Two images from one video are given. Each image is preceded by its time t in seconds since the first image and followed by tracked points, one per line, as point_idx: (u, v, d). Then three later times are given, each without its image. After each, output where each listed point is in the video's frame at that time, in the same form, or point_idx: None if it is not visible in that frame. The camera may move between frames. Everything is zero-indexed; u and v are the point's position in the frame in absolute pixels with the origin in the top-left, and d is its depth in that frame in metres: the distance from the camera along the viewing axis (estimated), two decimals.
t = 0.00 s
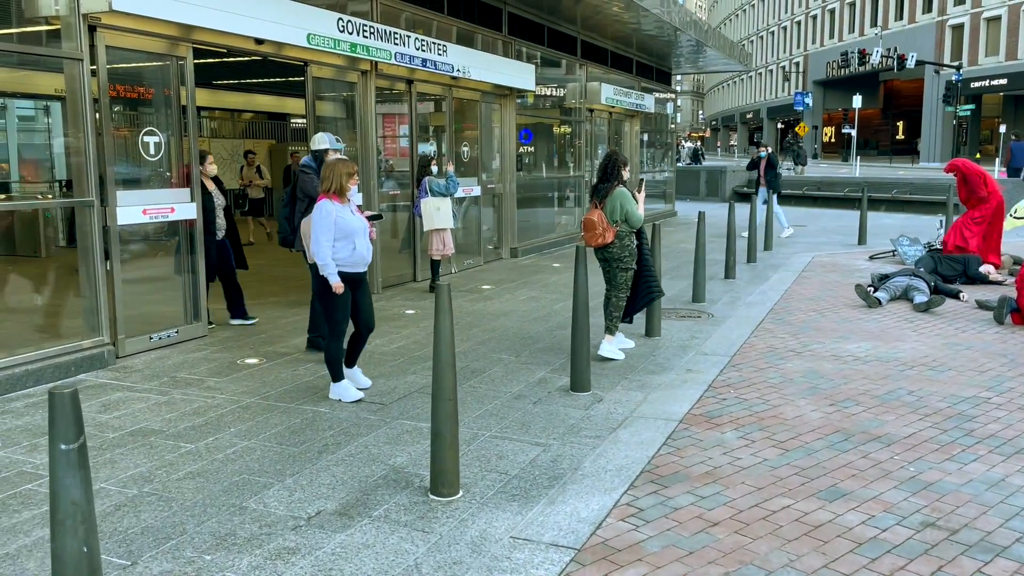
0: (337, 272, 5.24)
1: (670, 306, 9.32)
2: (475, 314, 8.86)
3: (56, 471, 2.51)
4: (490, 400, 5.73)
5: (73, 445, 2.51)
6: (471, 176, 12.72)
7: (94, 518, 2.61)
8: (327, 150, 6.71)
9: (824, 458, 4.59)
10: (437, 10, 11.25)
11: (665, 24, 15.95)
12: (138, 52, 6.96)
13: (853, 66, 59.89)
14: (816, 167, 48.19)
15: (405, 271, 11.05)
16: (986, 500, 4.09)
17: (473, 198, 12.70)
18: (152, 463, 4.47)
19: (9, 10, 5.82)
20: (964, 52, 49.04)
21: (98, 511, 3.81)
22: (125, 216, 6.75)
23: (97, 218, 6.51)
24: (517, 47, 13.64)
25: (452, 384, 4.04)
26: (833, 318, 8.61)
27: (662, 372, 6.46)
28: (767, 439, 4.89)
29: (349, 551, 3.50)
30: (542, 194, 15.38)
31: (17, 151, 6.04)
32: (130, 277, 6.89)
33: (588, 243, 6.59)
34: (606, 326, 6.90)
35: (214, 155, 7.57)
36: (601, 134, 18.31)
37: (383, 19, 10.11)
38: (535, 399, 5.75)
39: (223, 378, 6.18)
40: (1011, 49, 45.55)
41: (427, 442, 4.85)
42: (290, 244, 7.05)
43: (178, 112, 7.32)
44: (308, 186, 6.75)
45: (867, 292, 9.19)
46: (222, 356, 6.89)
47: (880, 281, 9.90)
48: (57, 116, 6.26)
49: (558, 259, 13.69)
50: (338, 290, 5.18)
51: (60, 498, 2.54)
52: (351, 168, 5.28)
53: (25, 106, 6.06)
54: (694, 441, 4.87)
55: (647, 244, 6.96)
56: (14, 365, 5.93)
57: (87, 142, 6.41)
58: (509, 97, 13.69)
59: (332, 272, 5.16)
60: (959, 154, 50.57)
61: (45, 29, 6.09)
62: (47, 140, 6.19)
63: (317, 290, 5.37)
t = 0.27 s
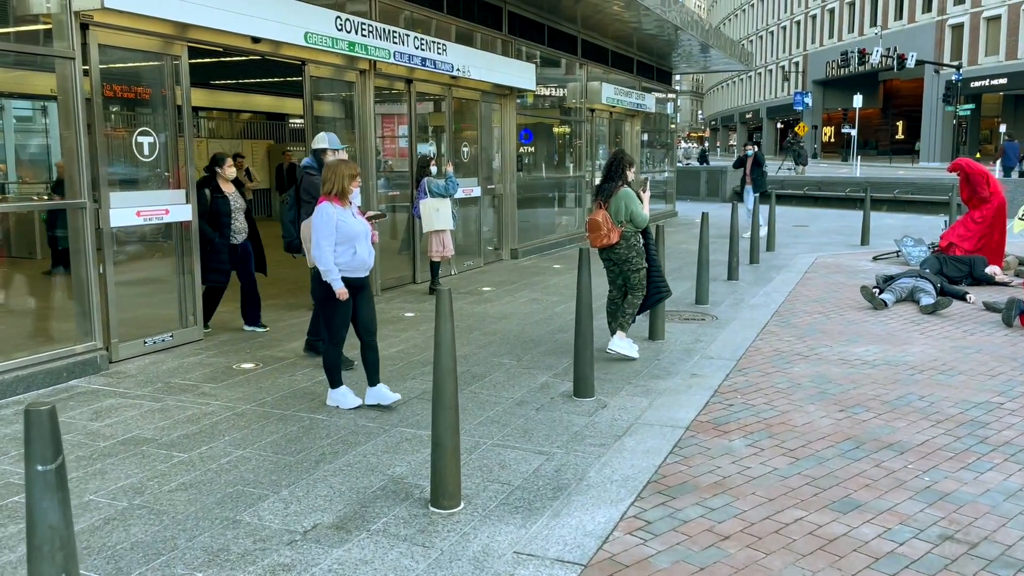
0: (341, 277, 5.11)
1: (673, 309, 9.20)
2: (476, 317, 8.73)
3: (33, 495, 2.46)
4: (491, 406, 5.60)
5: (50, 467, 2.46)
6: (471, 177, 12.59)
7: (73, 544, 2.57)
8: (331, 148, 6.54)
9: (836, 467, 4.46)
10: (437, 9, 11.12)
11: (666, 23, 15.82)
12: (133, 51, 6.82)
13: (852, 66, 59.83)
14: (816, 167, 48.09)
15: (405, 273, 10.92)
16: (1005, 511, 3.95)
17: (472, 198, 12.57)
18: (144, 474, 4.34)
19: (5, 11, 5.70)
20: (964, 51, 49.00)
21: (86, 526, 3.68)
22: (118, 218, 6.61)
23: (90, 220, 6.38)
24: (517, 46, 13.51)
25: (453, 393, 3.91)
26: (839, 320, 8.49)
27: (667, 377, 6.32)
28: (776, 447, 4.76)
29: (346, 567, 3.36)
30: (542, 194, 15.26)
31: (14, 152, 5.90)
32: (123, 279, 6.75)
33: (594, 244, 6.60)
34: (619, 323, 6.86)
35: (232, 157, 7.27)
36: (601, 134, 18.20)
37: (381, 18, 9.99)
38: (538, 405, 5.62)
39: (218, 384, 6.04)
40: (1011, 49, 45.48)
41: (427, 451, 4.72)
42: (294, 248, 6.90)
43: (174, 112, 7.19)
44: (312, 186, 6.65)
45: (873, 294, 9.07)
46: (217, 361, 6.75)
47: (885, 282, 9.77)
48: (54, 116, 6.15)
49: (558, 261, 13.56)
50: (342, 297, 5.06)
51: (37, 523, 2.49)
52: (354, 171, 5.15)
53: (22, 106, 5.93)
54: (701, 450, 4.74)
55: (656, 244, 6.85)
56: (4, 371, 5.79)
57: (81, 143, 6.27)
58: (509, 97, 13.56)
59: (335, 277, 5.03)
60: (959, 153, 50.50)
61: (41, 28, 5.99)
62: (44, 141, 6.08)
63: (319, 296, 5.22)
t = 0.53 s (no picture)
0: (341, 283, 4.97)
1: (673, 311, 9.08)
2: (473, 320, 8.61)
3: (4, 523, 2.41)
4: (489, 413, 5.48)
5: (20, 492, 2.42)
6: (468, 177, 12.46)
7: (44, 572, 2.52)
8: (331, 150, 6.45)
9: (843, 477, 4.34)
10: (433, 7, 10.99)
11: (663, 22, 15.70)
12: (123, 49, 6.69)
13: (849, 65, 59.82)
14: (813, 166, 48.03)
15: (400, 275, 10.79)
16: (1018, 524, 3.83)
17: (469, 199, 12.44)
18: (131, 486, 4.21)
19: None
20: (960, 51, 49.00)
21: (69, 542, 3.55)
22: (107, 220, 6.47)
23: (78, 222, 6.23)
24: (514, 45, 13.38)
25: (450, 402, 3.78)
26: (840, 323, 8.37)
27: (668, 382, 6.20)
28: (781, 456, 4.64)
29: None
30: (540, 194, 15.13)
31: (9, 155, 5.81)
32: (113, 282, 6.61)
33: (597, 246, 6.49)
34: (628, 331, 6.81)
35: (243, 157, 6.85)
36: (599, 133, 18.08)
37: (377, 16, 9.85)
38: (536, 412, 5.50)
39: (210, 390, 5.91)
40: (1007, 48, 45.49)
41: (423, 460, 4.59)
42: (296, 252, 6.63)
43: (166, 112, 7.04)
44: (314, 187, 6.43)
45: (875, 296, 8.97)
46: (209, 366, 6.61)
47: (886, 283, 9.67)
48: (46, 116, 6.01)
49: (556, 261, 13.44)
50: (342, 302, 4.91)
51: (8, 551, 2.44)
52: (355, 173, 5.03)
53: (16, 106, 5.83)
54: (704, 459, 4.62)
55: (659, 248, 6.74)
56: None
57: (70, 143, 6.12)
58: (506, 96, 13.42)
59: (335, 282, 4.89)
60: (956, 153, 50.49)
61: (32, 27, 5.85)
62: (39, 140, 5.97)
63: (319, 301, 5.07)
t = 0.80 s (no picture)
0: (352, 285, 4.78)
1: (673, 310, 9.00)
2: (471, 319, 8.51)
3: None
4: (489, 415, 5.39)
5: (7, 508, 2.34)
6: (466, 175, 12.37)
7: None
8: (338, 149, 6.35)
9: (852, 482, 4.26)
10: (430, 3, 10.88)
11: (662, 19, 15.61)
12: (117, 46, 6.58)
13: (845, 63, 59.84)
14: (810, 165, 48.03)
15: (398, 274, 10.70)
16: None
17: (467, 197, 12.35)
18: (125, 491, 4.11)
19: None
20: (957, 48, 49.03)
21: (61, 550, 3.45)
22: (100, 219, 6.36)
23: (70, 221, 6.11)
24: (511, 42, 13.28)
25: (451, 406, 3.70)
26: (843, 322, 8.29)
27: (670, 383, 6.12)
28: (788, 459, 4.56)
29: None
30: (537, 192, 15.05)
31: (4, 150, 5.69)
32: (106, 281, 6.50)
33: (602, 246, 6.44)
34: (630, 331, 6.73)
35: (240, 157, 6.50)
36: (597, 131, 18.00)
37: (374, 12, 9.75)
38: (537, 414, 5.42)
39: (205, 392, 5.81)
40: (1003, 46, 45.53)
41: (423, 464, 4.50)
42: (301, 253, 6.40)
43: (160, 110, 6.93)
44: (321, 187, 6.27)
45: (876, 295, 8.90)
46: (204, 367, 6.51)
47: (888, 282, 9.60)
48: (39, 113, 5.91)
49: (554, 260, 13.35)
50: (351, 304, 4.72)
51: None
52: (365, 170, 4.88)
53: (10, 103, 5.71)
54: (709, 463, 4.53)
55: (665, 247, 6.68)
56: None
57: (60, 140, 6.00)
58: (504, 93, 13.32)
59: (344, 284, 4.71)
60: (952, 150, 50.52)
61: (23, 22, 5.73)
62: (32, 137, 5.86)
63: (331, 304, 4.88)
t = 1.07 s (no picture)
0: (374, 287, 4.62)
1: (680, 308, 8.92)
2: (476, 317, 8.42)
3: None
4: (500, 415, 5.29)
5: (14, 520, 2.42)
6: (468, 171, 12.27)
7: None
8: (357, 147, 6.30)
9: (873, 483, 4.17)
10: None
11: (664, 14, 15.51)
12: (118, 40, 6.48)
13: (843, 60, 59.78)
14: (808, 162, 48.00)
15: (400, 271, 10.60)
16: None
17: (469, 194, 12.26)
18: (130, 494, 4.02)
19: None
20: (955, 45, 48.99)
21: (66, 556, 3.36)
22: (101, 215, 6.25)
23: (72, 218, 6.00)
24: (514, 37, 13.17)
25: (466, 407, 3.60)
26: (852, 320, 8.21)
27: (682, 382, 6.03)
28: (806, 460, 4.47)
29: None
30: (539, 189, 14.96)
31: None
32: (107, 278, 6.40)
33: (612, 243, 6.38)
34: (639, 329, 6.66)
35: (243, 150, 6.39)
36: (598, 128, 17.91)
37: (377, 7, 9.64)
38: (548, 414, 5.33)
39: (209, 392, 5.70)
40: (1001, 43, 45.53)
41: (434, 466, 4.41)
42: (317, 251, 6.26)
43: (161, 106, 6.82)
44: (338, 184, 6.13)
45: (885, 292, 8.82)
46: (208, 366, 6.41)
47: (896, 280, 9.52)
48: (37, 110, 5.80)
49: (557, 258, 13.25)
50: (376, 308, 4.57)
51: None
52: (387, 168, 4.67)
53: (5, 99, 5.61)
54: (727, 464, 4.44)
55: (677, 242, 6.61)
56: None
57: (60, 136, 5.89)
58: (506, 89, 13.21)
59: (368, 288, 4.55)
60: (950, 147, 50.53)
61: (21, 17, 5.62)
62: (28, 135, 5.74)
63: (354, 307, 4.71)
